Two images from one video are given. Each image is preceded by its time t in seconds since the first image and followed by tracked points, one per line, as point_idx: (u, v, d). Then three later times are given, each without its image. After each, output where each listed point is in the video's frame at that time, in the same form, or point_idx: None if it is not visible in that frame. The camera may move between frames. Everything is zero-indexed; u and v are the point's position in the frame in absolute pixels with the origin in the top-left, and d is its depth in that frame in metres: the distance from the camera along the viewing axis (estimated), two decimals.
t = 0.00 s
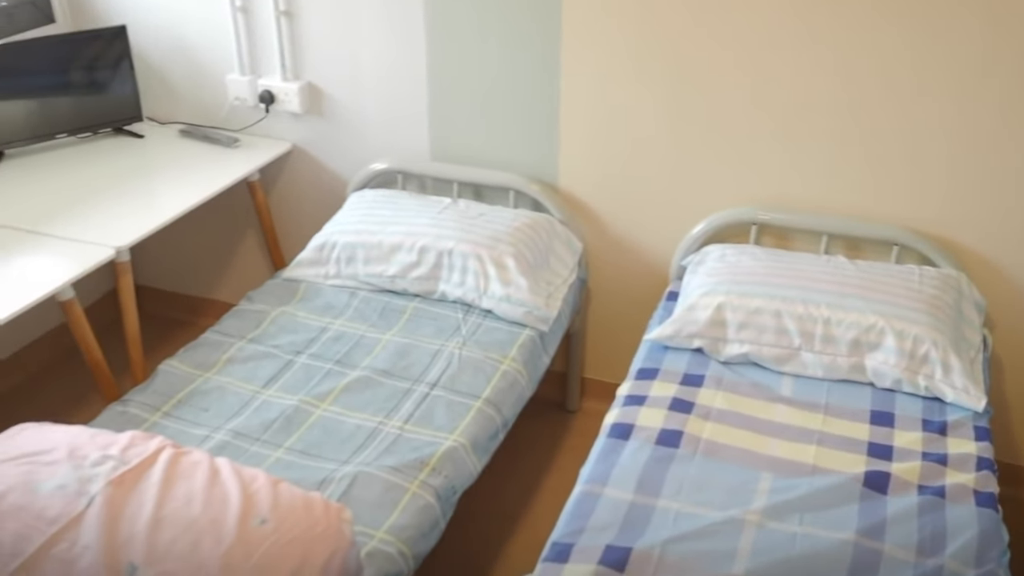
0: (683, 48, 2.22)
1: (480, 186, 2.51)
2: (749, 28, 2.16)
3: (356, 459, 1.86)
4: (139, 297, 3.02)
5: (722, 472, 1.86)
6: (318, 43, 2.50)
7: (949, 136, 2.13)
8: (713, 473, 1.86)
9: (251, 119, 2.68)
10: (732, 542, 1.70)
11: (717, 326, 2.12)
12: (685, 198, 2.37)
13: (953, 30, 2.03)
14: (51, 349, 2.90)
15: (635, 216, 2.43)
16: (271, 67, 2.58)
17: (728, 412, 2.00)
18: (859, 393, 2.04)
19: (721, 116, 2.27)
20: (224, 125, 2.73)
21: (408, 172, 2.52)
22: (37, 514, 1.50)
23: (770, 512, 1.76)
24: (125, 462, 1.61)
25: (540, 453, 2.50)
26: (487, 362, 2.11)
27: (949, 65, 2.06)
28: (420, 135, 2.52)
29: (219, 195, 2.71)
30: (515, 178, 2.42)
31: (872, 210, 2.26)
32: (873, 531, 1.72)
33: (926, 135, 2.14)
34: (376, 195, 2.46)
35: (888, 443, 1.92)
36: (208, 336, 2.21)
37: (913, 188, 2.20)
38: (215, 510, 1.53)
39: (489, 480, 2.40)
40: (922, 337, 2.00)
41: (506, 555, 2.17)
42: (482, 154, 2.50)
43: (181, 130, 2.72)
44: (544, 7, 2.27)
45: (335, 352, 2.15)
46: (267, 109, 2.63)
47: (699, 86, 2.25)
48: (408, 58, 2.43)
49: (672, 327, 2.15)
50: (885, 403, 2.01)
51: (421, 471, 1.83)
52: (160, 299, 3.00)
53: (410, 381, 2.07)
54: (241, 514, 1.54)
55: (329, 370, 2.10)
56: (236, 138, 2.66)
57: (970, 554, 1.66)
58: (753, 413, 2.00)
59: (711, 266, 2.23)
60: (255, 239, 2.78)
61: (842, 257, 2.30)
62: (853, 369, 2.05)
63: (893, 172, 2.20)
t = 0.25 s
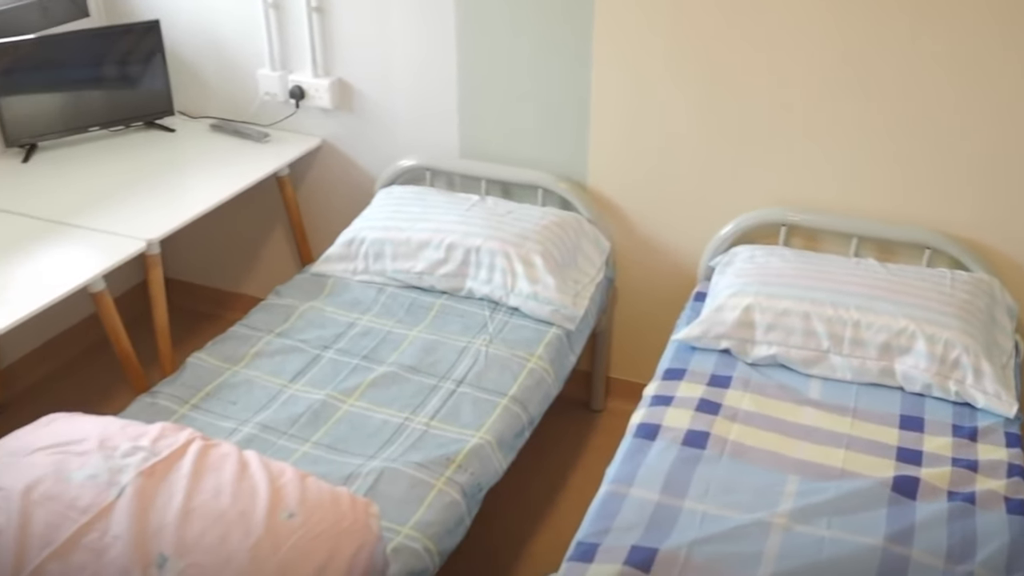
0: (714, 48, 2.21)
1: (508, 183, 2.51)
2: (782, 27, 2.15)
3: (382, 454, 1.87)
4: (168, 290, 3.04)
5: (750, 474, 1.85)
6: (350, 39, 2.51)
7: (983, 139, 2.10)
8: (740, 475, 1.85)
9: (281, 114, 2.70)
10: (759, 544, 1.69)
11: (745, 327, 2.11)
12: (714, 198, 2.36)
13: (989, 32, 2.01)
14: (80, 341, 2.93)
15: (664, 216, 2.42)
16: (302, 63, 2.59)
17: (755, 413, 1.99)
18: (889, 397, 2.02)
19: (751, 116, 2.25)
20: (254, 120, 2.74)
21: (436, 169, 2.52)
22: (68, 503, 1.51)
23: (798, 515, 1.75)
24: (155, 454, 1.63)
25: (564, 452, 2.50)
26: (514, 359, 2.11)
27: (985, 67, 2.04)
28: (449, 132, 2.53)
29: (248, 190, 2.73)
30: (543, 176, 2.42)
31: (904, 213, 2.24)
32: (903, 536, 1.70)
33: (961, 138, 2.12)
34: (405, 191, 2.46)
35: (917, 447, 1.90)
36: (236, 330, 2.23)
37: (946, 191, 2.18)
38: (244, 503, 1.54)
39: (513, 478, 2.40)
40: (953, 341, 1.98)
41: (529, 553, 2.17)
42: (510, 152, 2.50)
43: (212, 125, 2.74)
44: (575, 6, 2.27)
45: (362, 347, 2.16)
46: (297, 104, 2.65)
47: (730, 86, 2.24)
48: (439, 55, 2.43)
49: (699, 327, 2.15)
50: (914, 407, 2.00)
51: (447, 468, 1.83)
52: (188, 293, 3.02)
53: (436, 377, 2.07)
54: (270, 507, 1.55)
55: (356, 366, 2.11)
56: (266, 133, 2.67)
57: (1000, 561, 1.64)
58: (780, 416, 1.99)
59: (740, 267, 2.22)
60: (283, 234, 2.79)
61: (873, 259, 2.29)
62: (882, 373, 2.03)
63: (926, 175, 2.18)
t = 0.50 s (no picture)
0: (743, 48, 2.20)
1: (534, 181, 2.51)
2: (812, 28, 2.13)
3: (406, 450, 1.87)
4: (194, 283, 3.06)
5: (774, 476, 1.84)
6: (378, 35, 2.51)
7: (1015, 143, 2.08)
8: (764, 477, 1.84)
9: (308, 110, 2.71)
10: (784, 547, 1.68)
11: (771, 329, 2.10)
12: (741, 199, 2.35)
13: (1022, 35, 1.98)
14: (107, 332, 2.95)
15: (689, 216, 2.42)
16: (330, 59, 2.60)
17: (780, 416, 1.98)
18: (915, 402, 2.01)
19: (779, 117, 2.24)
20: (282, 116, 2.76)
21: (461, 166, 2.53)
22: (96, 494, 1.52)
23: (823, 518, 1.74)
24: (182, 446, 1.64)
25: (586, 451, 2.49)
26: (538, 358, 2.11)
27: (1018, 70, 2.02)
28: (475, 129, 2.53)
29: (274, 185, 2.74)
30: (569, 175, 2.42)
31: (933, 216, 2.22)
32: (929, 541, 1.69)
33: (992, 141, 2.10)
34: (430, 188, 2.47)
35: (944, 453, 1.88)
36: (262, 324, 2.24)
37: (976, 195, 2.16)
38: (270, 496, 1.55)
39: (534, 476, 2.40)
40: (981, 346, 1.96)
41: (550, 551, 2.17)
42: (537, 150, 2.50)
43: (240, 120, 2.75)
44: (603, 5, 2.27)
45: (386, 343, 2.17)
46: (324, 100, 2.66)
47: (758, 87, 2.23)
48: (466, 52, 2.44)
49: (724, 328, 2.14)
50: (942, 412, 1.98)
51: (470, 465, 1.83)
52: (213, 287, 3.04)
53: (460, 374, 2.07)
54: (295, 501, 1.55)
55: (380, 361, 2.11)
56: (293, 128, 2.68)
57: None
58: (806, 418, 1.98)
59: (766, 268, 2.21)
60: (308, 229, 2.80)
61: (901, 263, 2.27)
62: (909, 377, 2.02)
63: (956, 178, 2.16)
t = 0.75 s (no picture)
0: (770, 47, 2.19)
1: (558, 179, 2.51)
2: (841, 29, 2.12)
3: (428, 446, 1.87)
4: (217, 277, 3.07)
5: (797, 478, 1.83)
6: (404, 31, 2.52)
7: None
8: (787, 479, 1.83)
9: (333, 105, 2.71)
10: (807, 549, 1.67)
11: (795, 330, 2.09)
12: (766, 199, 2.34)
13: None
14: (131, 324, 2.97)
15: (714, 216, 2.41)
16: (356, 55, 2.61)
17: (804, 418, 1.97)
18: (941, 406, 1.99)
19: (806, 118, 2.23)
20: (307, 110, 2.76)
21: (485, 163, 2.53)
22: (122, 484, 1.53)
23: (846, 522, 1.73)
24: (206, 438, 1.64)
25: (606, 450, 2.49)
26: (560, 356, 2.10)
27: None
28: (500, 126, 2.53)
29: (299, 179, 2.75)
30: (593, 173, 2.41)
31: (960, 219, 2.20)
32: (954, 547, 1.67)
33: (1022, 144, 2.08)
34: (454, 185, 2.47)
35: (970, 458, 1.87)
36: (286, 318, 2.25)
37: (1005, 198, 2.13)
38: (294, 490, 1.54)
39: (554, 474, 2.40)
40: (1009, 351, 1.95)
41: (570, 550, 2.17)
42: (561, 148, 2.49)
43: (265, 114, 2.76)
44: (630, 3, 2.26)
45: (409, 339, 2.17)
46: (350, 96, 2.66)
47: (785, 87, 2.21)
48: (492, 49, 2.44)
49: (748, 329, 2.13)
50: (967, 416, 1.96)
51: (492, 462, 1.83)
52: (236, 280, 3.05)
53: (483, 371, 2.07)
54: (319, 496, 1.54)
55: (403, 357, 2.12)
56: (318, 123, 2.69)
57: None
58: (830, 421, 1.97)
59: (791, 269, 2.20)
60: (331, 224, 2.81)
61: (927, 265, 2.25)
62: (935, 381, 2.00)
63: (985, 181, 2.14)
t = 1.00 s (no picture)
0: (790, 48, 2.18)
1: (575, 177, 2.51)
2: (862, 30, 2.11)
3: (443, 443, 1.87)
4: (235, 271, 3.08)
5: (814, 481, 1.82)
6: (423, 28, 2.52)
7: None
8: (803, 481, 1.82)
9: (352, 101, 2.72)
10: (823, 552, 1.66)
11: (813, 332, 2.09)
12: (784, 201, 2.33)
13: None
14: (149, 317, 2.98)
15: (732, 216, 2.40)
16: (375, 51, 2.61)
17: (821, 420, 1.97)
18: (959, 410, 1.98)
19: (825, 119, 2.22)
20: (325, 106, 2.77)
21: (503, 161, 2.52)
22: (140, 475, 1.53)
23: (862, 525, 1.72)
24: (224, 431, 1.65)
25: (621, 450, 2.49)
26: (577, 354, 2.10)
27: None
28: (519, 124, 2.53)
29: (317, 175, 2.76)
30: (611, 171, 2.41)
31: (981, 223, 2.18)
32: (971, 552, 1.66)
33: None
34: (472, 182, 2.47)
35: (987, 463, 1.86)
36: (303, 313, 2.25)
37: None
38: (310, 485, 1.55)
39: (568, 473, 2.40)
40: None
41: (584, 549, 2.17)
42: (579, 146, 2.49)
43: (284, 109, 2.77)
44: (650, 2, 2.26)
45: (425, 335, 2.17)
46: (369, 92, 2.66)
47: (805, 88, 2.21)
48: (512, 47, 2.44)
49: (765, 330, 2.12)
50: (986, 421, 1.95)
51: (508, 459, 1.83)
52: (253, 275, 3.06)
53: (499, 369, 2.07)
54: (335, 491, 1.54)
55: (419, 353, 2.12)
56: (336, 119, 2.70)
57: None
58: (847, 424, 1.96)
59: (809, 271, 2.19)
60: (348, 219, 2.82)
61: (946, 269, 2.24)
62: (953, 385, 1.99)
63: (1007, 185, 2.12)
